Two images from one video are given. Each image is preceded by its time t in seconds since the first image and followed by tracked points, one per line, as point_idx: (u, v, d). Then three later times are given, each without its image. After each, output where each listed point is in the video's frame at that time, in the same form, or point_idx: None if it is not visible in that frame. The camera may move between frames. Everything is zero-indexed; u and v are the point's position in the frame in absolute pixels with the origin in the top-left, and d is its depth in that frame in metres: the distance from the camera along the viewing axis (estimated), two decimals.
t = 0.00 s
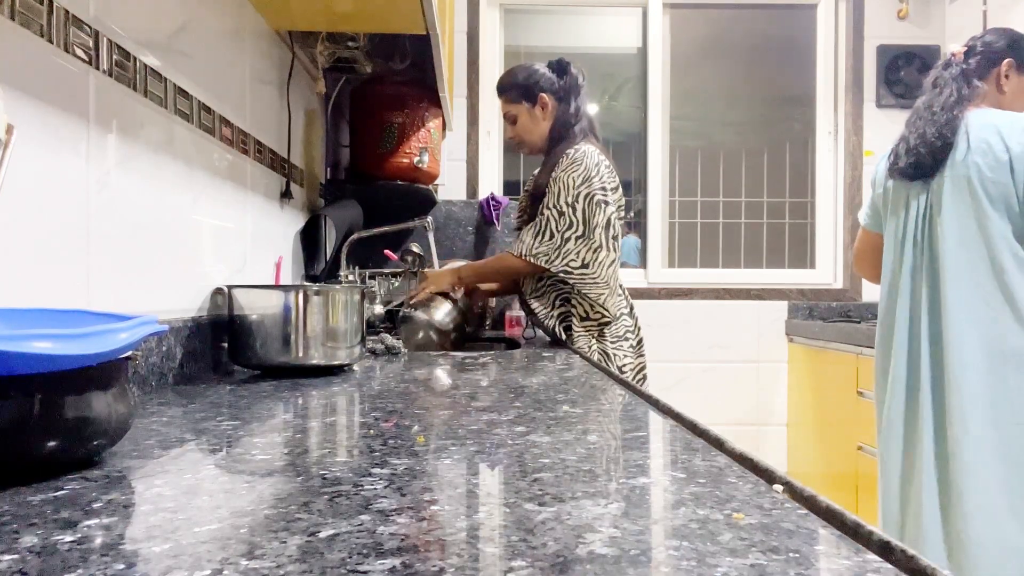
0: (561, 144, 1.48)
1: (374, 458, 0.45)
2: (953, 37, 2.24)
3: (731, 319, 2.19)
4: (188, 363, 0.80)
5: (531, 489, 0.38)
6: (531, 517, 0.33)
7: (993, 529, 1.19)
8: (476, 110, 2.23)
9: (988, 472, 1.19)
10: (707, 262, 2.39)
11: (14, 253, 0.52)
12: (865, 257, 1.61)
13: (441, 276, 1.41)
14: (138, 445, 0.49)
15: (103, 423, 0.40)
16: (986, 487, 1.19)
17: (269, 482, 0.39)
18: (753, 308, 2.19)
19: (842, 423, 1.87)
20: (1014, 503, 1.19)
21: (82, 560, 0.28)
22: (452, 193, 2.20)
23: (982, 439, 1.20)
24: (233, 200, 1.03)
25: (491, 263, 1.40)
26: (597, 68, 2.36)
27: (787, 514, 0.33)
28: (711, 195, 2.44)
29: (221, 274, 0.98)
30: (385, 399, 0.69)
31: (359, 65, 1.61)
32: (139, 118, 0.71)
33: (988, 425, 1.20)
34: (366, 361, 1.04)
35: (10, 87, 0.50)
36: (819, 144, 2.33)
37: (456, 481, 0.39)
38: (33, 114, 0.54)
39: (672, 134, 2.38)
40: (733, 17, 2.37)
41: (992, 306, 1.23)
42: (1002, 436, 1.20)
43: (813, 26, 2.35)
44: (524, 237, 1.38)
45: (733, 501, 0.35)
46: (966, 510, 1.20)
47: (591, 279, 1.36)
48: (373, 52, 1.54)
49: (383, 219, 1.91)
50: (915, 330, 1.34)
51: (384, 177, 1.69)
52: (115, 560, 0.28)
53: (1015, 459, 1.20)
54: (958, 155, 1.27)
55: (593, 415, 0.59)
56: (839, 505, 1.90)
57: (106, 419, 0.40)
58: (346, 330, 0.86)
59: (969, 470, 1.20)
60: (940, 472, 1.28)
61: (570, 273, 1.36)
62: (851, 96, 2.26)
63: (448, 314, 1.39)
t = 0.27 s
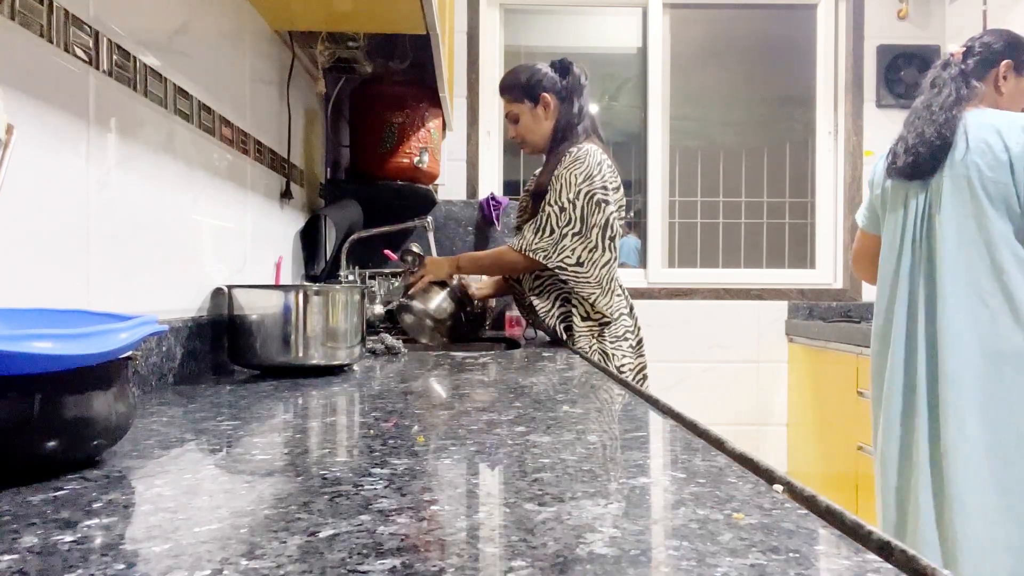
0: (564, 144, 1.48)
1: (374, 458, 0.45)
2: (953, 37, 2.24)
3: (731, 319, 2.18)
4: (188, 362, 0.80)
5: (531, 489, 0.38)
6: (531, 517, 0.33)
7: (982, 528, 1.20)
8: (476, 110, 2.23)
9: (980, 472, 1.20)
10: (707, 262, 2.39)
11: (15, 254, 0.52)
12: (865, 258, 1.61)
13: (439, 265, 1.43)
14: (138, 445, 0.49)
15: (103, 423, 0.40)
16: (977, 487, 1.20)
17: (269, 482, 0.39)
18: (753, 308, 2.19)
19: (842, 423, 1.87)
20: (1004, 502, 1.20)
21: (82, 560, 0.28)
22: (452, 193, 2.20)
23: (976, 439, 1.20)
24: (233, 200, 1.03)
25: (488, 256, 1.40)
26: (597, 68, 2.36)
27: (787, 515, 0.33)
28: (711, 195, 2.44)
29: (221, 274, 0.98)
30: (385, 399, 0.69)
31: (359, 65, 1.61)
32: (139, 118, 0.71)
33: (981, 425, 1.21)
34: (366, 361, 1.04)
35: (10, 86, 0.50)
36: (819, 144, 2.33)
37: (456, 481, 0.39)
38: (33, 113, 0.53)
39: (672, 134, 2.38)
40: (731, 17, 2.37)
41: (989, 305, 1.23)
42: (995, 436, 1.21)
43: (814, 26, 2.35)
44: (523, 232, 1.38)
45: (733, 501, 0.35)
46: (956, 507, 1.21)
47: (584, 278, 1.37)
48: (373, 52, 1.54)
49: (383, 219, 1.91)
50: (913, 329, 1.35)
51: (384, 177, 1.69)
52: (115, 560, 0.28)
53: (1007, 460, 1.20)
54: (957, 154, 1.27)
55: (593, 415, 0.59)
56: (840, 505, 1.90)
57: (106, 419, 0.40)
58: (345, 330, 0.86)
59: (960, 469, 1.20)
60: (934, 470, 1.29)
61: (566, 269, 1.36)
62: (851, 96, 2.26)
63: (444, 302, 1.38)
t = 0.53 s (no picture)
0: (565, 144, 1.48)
1: (374, 458, 0.45)
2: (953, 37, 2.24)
3: (731, 319, 2.18)
4: (188, 362, 0.80)
5: (531, 489, 0.38)
6: (531, 517, 0.33)
7: (976, 529, 1.20)
8: (476, 109, 2.23)
9: (976, 473, 1.20)
10: (707, 262, 2.39)
11: (15, 253, 0.52)
12: (865, 258, 1.61)
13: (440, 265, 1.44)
14: (138, 445, 0.49)
15: (103, 423, 0.40)
16: (972, 487, 1.20)
17: (269, 482, 0.39)
18: (753, 308, 2.19)
19: (842, 422, 1.87)
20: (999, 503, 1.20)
21: (82, 560, 0.28)
22: (452, 193, 2.20)
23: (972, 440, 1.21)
24: (233, 200, 1.03)
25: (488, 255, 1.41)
26: (597, 68, 2.36)
27: (787, 515, 0.33)
28: (711, 195, 2.44)
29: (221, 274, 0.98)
30: (385, 399, 0.69)
31: (359, 65, 1.61)
32: (139, 117, 0.71)
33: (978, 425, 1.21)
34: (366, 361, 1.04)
35: (10, 86, 0.50)
36: (819, 144, 2.34)
37: (456, 481, 0.39)
38: (33, 112, 0.53)
39: (672, 134, 2.39)
40: (732, 17, 2.37)
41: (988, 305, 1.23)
42: (992, 437, 1.21)
43: (813, 26, 2.36)
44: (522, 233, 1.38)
45: (733, 501, 0.35)
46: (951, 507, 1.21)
47: (584, 278, 1.37)
48: (373, 52, 1.54)
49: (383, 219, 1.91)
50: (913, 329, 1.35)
51: (384, 177, 1.69)
52: (115, 560, 0.28)
53: (1003, 461, 1.20)
54: (957, 154, 1.27)
55: (593, 415, 0.59)
56: (840, 504, 1.90)
57: (106, 419, 0.40)
58: (345, 330, 0.86)
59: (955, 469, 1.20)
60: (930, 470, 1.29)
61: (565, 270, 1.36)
62: (851, 96, 2.26)
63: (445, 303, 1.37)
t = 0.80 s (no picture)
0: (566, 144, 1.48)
1: (374, 458, 0.45)
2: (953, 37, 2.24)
3: (731, 319, 2.18)
4: (188, 362, 0.80)
5: (531, 489, 0.38)
6: (531, 517, 0.33)
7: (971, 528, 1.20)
8: (476, 109, 2.23)
9: (972, 473, 1.20)
10: (707, 262, 2.39)
11: (15, 253, 0.52)
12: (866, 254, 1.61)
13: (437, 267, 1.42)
14: (139, 445, 0.49)
15: (103, 423, 0.40)
16: (967, 487, 1.20)
17: (269, 482, 0.39)
18: (753, 308, 2.19)
19: (842, 422, 1.87)
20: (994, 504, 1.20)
21: (82, 560, 0.28)
22: (452, 193, 2.20)
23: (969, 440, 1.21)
24: (233, 200, 1.03)
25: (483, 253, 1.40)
26: (597, 68, 2.36)
27: (787, 514, 0.33)
28: (711, 194, 2.44)
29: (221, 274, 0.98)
30: (385, 399, 0.69)
31: (359, 65, 1.61)
32: (139, 117, 0.71)
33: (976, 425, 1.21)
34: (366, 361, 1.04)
35: (10, 86, 0.50)
36: (819, 144, 2.34)
37: (456, 481, 0.39)
38: (33, 113, 0.53)
39: (671, 134, 2.39)
40: (731, 17, 2.37)
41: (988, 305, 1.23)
42: (989, 438, 1.21)
43: (813, 26, 2.36)
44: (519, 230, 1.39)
45: (733, 501, 0.35)
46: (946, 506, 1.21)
47: (579, 277, 1.36)
48: (373, 52, 1.54)
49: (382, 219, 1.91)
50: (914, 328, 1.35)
51: (384, 176, 1.69)
52: (115, 560, 0.28)
53: (999, 461, 1.20)
54: (959, 152, 1.28)
55: (592, 415, 0.59)
56: (840, 504, 1.90)
57: (106, 419, 0.40)
58: (345, 330, 0.86)
59: (951, 468, 1.20)
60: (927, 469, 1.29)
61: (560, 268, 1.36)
62: (851, 96, 2.26)
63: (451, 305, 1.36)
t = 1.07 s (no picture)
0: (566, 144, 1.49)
1: (375, 458, 0.45)
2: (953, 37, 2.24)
3: (731, 319, 2.19)
4: (188, 362, 0.80)
5: (531, 489, 0.38)
6: (531, 517, 0.33)
7: (969, 529, 1.20)
8: (476, 109, 2.23)
9: (970, 473, 1.20)
10: (707, 262, 2.39)
11: (16, 253, 0.52)
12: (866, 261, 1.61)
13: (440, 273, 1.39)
14: (139, 445, 0.49)
15: (103, 423, 0.40)
16: (966, 487, 1.20)
17: (269, 482, 0.39)
18: (753, 308, 2.19)
19: (842, 422, 1.87)
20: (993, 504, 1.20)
21: (82, 559, 0.28)
22: (452, 193, 2.20)
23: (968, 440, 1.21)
24: (233, 200, 1.03)
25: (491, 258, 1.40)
26: (597, 68, 2.36)
27: (787, 514, 0.33)
28: (711, 195, 2.44)
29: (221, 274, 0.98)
30: (385, 399, 0.69)
31: (359, 65, 1.61)
32: (139, 117, 0.71)
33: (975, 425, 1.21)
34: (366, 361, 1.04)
35: (10, 86, 0.50)
36: (819, 144, 2.34)
37: (457, 481, 0.39)
38: (32, 113, 0.53)
39: (671, 134, 2.39)
40: (731, 17, 2.37)
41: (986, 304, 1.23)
42: (988, 438, 1.21)
43: (813, 26, 2.36)
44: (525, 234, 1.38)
45: (733, 501, 0.35)
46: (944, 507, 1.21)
47: (586, 276, 1.36)
48: (373, 52, 1.54)
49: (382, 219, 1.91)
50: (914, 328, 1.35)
51: (384, 177, 1.69)
52: (115, 560, 0.28)
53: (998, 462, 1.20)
54: (956, 152, 1.28)
55: (593, 415, 0.59)
56: (840, 504, 1.90)
57: (106, 419, 0.40)
58: (345, 330, 0.86)
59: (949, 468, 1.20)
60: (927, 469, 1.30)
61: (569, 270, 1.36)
62: (851, 96, 2.26)
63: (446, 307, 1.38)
